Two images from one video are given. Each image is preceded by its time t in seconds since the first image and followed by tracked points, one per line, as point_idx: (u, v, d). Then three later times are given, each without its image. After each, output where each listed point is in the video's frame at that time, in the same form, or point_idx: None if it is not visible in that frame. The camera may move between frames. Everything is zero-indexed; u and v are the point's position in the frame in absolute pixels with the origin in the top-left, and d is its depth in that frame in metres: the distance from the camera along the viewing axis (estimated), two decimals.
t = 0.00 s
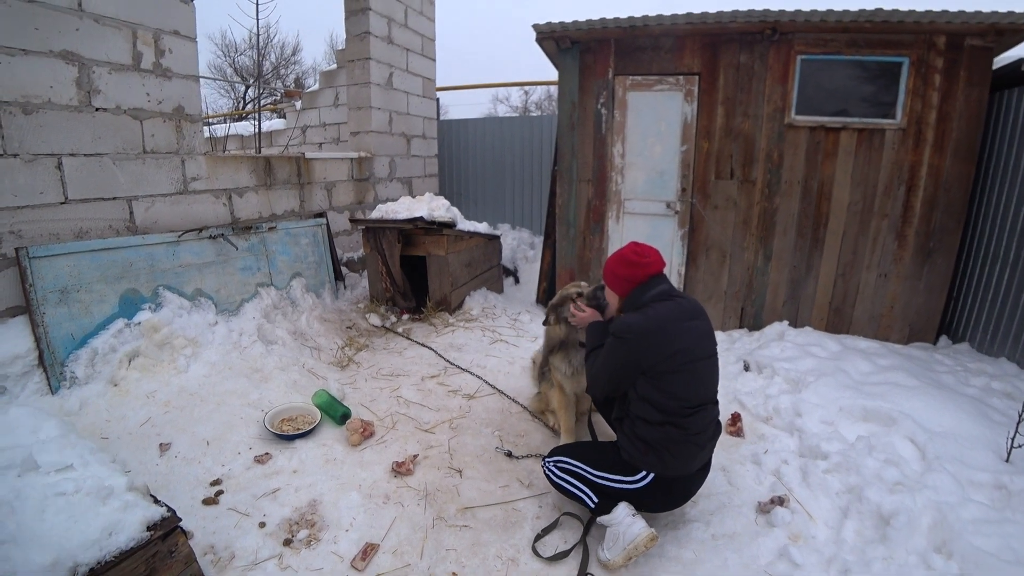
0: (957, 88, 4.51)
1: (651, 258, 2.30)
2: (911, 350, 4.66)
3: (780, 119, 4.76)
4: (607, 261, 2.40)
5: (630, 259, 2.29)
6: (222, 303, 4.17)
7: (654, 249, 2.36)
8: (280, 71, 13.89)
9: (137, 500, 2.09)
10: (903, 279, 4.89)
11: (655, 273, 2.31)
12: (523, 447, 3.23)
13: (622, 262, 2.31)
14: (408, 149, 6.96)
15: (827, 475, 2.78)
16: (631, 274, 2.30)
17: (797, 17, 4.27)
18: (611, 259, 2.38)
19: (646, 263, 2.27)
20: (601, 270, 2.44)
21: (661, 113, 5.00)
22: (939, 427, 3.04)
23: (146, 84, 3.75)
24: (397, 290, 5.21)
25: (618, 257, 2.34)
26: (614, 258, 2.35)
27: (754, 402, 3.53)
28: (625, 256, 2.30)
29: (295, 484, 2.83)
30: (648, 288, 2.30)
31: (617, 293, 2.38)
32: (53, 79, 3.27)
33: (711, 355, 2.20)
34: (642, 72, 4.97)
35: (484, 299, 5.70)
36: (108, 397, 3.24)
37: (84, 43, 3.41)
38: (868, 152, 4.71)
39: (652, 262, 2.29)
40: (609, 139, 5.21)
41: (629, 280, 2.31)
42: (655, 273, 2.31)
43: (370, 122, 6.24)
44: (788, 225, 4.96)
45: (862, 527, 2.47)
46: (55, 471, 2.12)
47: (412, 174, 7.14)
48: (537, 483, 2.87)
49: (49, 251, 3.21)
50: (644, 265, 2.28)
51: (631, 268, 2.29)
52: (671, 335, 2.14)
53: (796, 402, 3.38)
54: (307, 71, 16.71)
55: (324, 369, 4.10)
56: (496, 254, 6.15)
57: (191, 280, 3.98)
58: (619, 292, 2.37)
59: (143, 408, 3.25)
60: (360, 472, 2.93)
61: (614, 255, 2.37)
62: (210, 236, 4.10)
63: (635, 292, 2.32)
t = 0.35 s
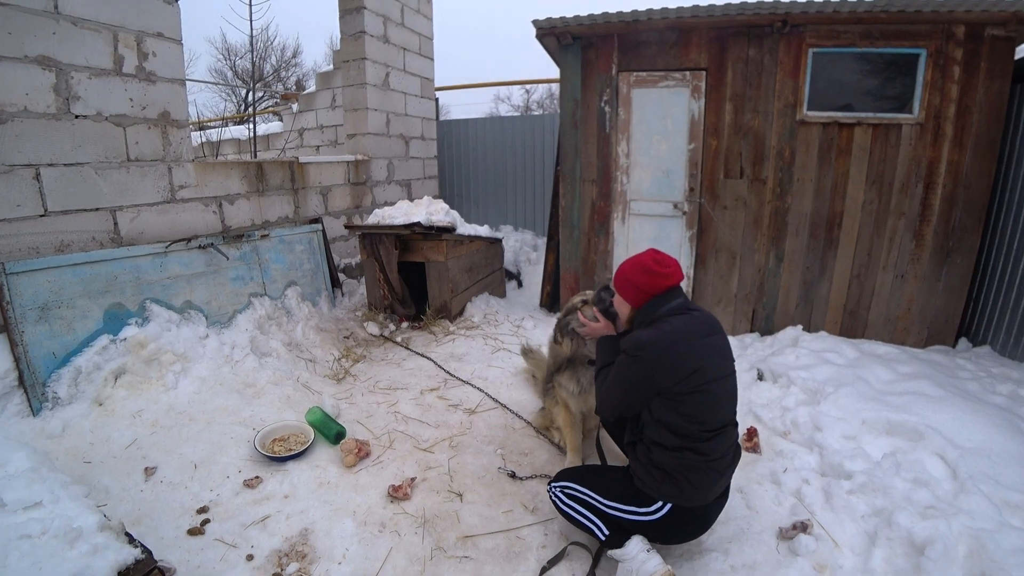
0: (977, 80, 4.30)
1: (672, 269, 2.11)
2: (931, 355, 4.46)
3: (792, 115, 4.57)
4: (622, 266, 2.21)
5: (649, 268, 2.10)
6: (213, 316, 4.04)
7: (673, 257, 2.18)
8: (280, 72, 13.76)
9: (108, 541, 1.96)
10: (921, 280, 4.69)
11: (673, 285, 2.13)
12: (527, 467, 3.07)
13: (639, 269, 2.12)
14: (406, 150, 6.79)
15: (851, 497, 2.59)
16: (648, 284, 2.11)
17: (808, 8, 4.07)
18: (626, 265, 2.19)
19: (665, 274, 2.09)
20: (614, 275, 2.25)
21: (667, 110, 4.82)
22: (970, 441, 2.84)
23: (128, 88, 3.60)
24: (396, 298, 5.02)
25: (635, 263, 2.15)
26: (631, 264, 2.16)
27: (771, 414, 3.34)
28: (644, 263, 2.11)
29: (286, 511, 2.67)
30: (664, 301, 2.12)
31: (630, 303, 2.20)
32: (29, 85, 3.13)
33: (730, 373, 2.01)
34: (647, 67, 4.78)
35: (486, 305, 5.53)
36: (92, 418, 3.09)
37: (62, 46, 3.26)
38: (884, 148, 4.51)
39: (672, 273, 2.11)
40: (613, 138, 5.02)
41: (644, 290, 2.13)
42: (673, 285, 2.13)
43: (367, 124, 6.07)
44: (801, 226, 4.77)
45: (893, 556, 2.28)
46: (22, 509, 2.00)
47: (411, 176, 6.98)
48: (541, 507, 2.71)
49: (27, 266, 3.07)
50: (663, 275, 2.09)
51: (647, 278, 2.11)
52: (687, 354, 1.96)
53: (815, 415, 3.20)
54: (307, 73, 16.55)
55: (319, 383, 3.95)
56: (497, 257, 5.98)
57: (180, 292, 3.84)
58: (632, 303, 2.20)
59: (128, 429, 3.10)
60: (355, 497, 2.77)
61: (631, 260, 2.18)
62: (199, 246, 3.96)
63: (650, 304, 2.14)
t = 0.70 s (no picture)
0: (996, 41, 3.97)
1: (678, 268, 1.90)
2: (956, 336, 4.21)
3: (799, 89, 4.30)
4: (623, 268, 1.99)
5: (654, 269, 1.89)
6: (201, 335, 3.90)
7: (679, 255, 1.97)
8: (273, 77, 13.59)
9: None
10: (942, 258, 4.41)
11: (682, 287, 1.92)
12: (532, 482, 2.89)
13: (643, 271, 1.91)
14: (397, 149, 6.59)
15: (884, 503, 2.39)
16: (654, 287, 1.90)
17: None
18: (628, 267, 1.97)
19: (672, 275, 1.88)
20: (615, 278, 2.03)
21: (665, 92, 4.57)
22: (1011, 436, 2.62)
23: (94, 103, 3.43)
24: (392, 304, 4.86)
25: (638, 264, 1.93)
26: (633, 266, 1.94)
27: (791, 412, 3.13)
28: (648, 264, 1.90)
29: (277, 544, 2.51)
30: (672, 306, 1.92)
31: (634, 309, 1.99)
32: None
33: (749, 385, 1.83)
34: (642, 47, 4.53)
35: (486, 305, 5.34)
36: (75, 451, 2.94)
37: (19, 63, 3.09)
38: (897, 120, 4.23)
39: (680, 274, 1.90)
40: (610, 124, 4.78)
41: (650, 295, 1.92)
42: (682, 286, 1.92)
43: (354, 124, 5.87)
44: (812, 206, 4.51)
45: (935, 570, 2.08)
46: None
47: (404, 175, 6.77)
48: (548, 528, 2.53)
49: None
50: (670, 277, 1.88)
51: (653, 282, 1.90)
52: (703, 366, 1.77)
53: (839, 411, 2.98)
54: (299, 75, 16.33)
55: (313, 399, 3.79)
56: (496, 255, 5.78)
57: (163, 312, 3.70)
58: (637, 309, 1.99)
59: (113, 461, 2.95)
60: (350, 525, 2.61)
61: (633, 261, 1.96)
62: (181, 262, 3.79)
63: (657, 310, 1.93)
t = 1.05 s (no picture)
0: None
1: (704, 245, 1.75)
2: (974, 288, 4.06)
3: (795, 43, 4.08)
4: (642, 248, 1.83)
5: (678, 248, 1.73)
6: (194, 355, 3.77)
7: (702, 231, 1.82)
8: (252, 78, 13.26)
9: None
10: (954, 209, 4.24)
11: (708, 266, 1.77)
12: (552, 480, 2.77)
13: (666, 250, 1.75)
14: (381, 141, 6.36)
15: (922, 475, 2.27)
16: (679, 268, 1.75)
17: None
18: (648, 247, 1.81)
19: (699, 254, 1.73)
20: (632, 260, 1.87)
21: (655, 57, 4.34)
22: None
23: (53, 123, 3.23)
24: (390, 302, 4.71)
25: (659, 243, 1.78)
26: (655, 245, 1.78)
27: (814, 384, 3.01)
28: (672, 243, 1.74)
29: (292, 570, 2.41)
30: (698, 287, 1.77)
31: (657, 292, 1.83)
32: None
33: (784, 372, 1.70)
34: (627, 12, 4.29)
35: (487, 295, 5.19)
36: (76, 490, 2.82)
37: None
38: (901, 68, 4.02)
39: (705, 251, 1.75)
40: (600, 96, 4.57)
41: (674, 276, 1.77)
42: (707, 265, 1.78)
43: (334, 118, 5.63)
44: (817, 165, 4.33)
45: (983, 544, 1.97)
46: None
47: (391, 167, 6.56)
48: (573, 528, 2.41)
49: None
50: (696, 256, 1.74)
51: (678, 262, 1.74)
52: (738, 357, 1.63)
53: (864, 380, 2.86)
54: (276, 71, 15.88)
55: (317, 410, 3.66)
56: (493, 241, 5.61)
57: (153, 335, 3.56)
58: (660, 293, 1.83)
59: (116, 496, 2.84)
60: (366, 543, 2.50)
61: (653, 240, 1.80)
62: (165, 282, 3.63)
63: (682, 292, 1.78)
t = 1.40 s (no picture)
0: None
1: (713, 237, 1.65)
2: (964, 271, 4.06)
3: (790, 22, 3.95)
4: (647, 242, 1.73)
5: (687, 242, 1.63)
6: (170, 352, 3.59)
7: (709, 221, 1.71)
8: (226, 59, 12.72)
9: None
10: (945, 192, 4.21)
11: (717, 259, 1.68)
12: (550, 476, 2.69)
13: (674, 245, 1.65)
14: (361, 123, 6.11)
15: (925, 465, 2.25)
16: (689, 263, 1.65)
17: None
18: (653, 242, 1.71)
19: (708, 247, 1.63)
20: (637, 255, 1.77)
21: (647, 34, 4.19)
22: None
23: (4, 107, 2.97)
24: (375, 291, 4.55)
25: (666, 237, 1.67)
26: (660, 240, 1.68)
27: (813, 372, 2.97)
28: (679, 237, 1.64)
29: None
30: (709, 282, 1.68)
31: (665, 289, 1.74)
32: None
33: (800, 368, 1.63)
34: None
35: (475, 282, 5.05)
36: (50, 501, 2.66)
37: None
38: (896, 49, 3.94)
39: (714, 243, 1.65)
40: (589, 75, 4.41)
41: (683, 271, 1.67)
42: (716, 258, 1.68)
43: (311, 99, 5.37)
44: (810, 147, 4.25)
45: (989, 534, 1.95)
46: None
47: (372, 150, 6.32)
48: (574, 528, 2.35)
49: None
50: (705, 249, 1.64)
51: (686, 256, 1.64)
52: (756, 356, 1.55)
53: (864, 367, 2.83)
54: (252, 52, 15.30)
55: (302, 406, 3.52)
56: (479, 226, 5.45)
57: (125, 334, 3.37)
58: (669, 290, 1.74)
59: (92, 507, 2.69)
60: (359, 550, 2.40)
61: (658, 234, 1.70)
62: (136, 276, 3.42)
63: (693, 287, 1.69)
